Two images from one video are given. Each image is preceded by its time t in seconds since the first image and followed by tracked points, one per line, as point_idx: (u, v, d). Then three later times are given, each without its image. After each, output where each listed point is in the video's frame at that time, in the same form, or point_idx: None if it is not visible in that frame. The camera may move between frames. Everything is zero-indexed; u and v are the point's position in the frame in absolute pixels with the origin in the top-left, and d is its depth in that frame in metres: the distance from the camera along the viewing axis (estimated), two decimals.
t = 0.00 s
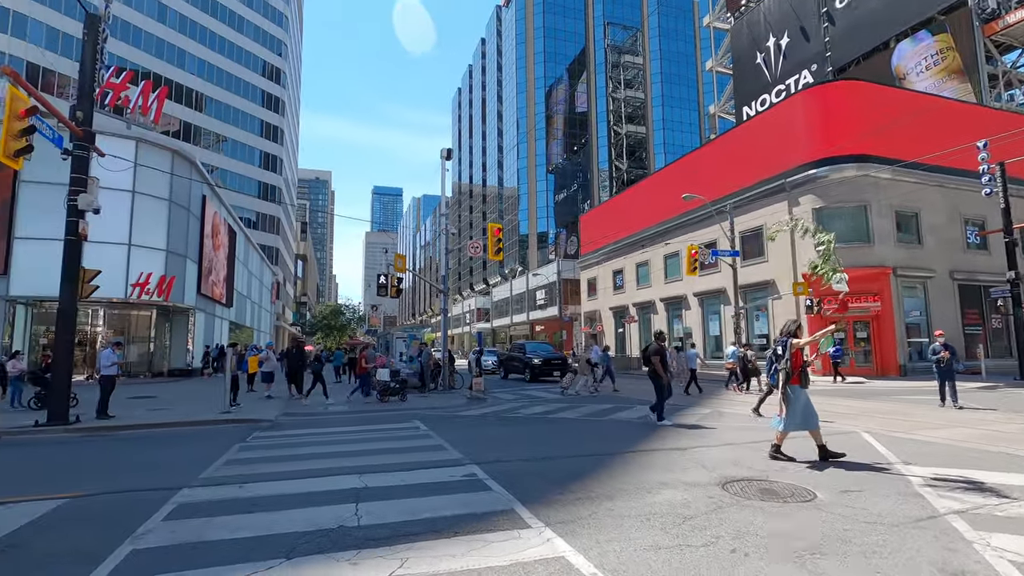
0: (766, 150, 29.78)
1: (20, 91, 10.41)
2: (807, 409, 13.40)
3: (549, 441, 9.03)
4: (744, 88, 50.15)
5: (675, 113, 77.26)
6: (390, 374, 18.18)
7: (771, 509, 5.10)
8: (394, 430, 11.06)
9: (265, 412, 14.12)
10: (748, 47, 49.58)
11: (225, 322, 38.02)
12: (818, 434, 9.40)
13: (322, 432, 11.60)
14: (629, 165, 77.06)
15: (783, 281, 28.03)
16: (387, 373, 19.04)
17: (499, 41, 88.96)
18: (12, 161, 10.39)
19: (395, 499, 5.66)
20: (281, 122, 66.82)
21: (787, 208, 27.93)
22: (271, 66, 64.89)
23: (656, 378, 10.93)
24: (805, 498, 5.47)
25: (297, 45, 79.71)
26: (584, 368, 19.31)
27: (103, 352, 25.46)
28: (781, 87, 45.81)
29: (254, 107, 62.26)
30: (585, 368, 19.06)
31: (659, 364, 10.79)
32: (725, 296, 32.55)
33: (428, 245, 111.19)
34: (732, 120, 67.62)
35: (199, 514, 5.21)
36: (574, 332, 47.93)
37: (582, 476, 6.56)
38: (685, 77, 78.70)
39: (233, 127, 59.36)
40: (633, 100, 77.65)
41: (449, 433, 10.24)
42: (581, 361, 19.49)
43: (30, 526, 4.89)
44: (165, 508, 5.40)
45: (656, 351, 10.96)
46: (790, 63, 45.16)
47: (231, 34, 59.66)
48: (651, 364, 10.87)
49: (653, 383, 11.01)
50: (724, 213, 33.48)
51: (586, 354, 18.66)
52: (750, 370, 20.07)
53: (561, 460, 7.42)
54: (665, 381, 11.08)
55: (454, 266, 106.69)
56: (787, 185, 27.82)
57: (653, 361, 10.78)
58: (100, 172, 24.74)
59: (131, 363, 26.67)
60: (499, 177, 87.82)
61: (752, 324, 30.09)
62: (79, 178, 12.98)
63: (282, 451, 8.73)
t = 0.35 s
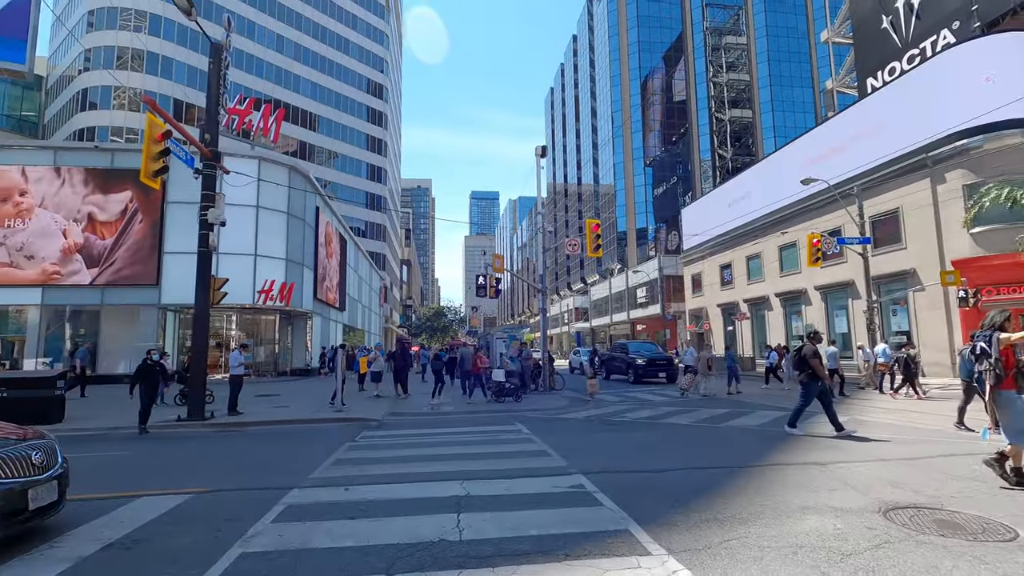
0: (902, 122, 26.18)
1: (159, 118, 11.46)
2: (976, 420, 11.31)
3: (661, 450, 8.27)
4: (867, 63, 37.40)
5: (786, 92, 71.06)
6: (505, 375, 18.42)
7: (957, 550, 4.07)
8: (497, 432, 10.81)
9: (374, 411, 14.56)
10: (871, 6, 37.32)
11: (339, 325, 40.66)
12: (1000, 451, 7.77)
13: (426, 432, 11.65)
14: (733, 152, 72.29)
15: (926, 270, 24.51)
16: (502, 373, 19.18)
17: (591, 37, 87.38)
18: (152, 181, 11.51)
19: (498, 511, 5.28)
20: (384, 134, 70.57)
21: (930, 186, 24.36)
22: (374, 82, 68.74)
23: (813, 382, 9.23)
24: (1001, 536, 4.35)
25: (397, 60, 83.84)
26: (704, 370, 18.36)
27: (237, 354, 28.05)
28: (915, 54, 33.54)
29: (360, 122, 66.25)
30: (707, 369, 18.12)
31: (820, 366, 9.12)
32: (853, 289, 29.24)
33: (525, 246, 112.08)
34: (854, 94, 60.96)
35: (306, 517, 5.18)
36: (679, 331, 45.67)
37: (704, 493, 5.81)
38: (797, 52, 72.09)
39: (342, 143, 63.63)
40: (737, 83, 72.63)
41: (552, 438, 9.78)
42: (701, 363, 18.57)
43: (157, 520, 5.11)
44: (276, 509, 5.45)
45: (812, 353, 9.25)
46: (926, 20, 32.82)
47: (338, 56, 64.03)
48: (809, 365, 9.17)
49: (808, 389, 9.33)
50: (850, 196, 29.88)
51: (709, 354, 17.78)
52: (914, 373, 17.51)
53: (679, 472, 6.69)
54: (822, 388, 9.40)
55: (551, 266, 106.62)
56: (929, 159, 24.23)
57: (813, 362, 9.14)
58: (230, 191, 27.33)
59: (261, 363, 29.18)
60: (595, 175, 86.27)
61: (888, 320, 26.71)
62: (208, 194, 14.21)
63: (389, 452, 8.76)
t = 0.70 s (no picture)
0: (978, 99, 24.01)
1: (198, 114, 11.54)
2: None
3: (721, 454, 7.60)
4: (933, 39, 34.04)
5: (841, 76, 67.31)
6: (563, 374, 18.37)
7: None
8: (541, 431, 10.33)
9: (415, 409, 14.32)
10: None
11: (382, 323, 41.04)
12: None
13: (468, 430, 11.28)
14: (784, 141, 69.23)
15: (1007, 259, 22.43)
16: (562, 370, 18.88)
17: (631, 27, 85.32)
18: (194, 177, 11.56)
19: (545, 521, 4.75)
20: (424, 134, 71.02)
21: (1011, 166, 22.23)
22: (414, 83, 69.46)
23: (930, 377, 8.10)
24: None
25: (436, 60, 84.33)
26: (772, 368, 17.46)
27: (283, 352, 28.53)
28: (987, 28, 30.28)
29: (400, 123, 66.90)
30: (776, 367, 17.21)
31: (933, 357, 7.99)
32: (921, 280, 27.24)
33: (566, 243, 111.11)
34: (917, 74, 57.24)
35: (337, 523, 4.80)
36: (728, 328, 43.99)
37: (778, 506, 5.12)
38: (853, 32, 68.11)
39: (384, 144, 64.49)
40: (787, 68, 69.31)
41: (600, 439, 9.20)
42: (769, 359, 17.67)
43: (183, 524, 4.84)
44: (306, 515, 5.09)
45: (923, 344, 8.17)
46: None
47: (379, 58, 64.91)
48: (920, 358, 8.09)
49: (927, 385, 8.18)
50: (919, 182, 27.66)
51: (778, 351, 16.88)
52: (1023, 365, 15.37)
53: (744, 479, 6.01)
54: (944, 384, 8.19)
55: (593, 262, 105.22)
56: (1009, 137, 22.09)
57: (922, 354, 8.05)
58: (275, 191, 27.80)
59: (309, 361, 29.67)
60: (637, 169, 84.36)
61: (963, 313, 24.71)
62: (250, 191, 14.26)
63: (428, 452, 8.41)
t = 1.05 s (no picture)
0: (1013, 85, 22.86)
1: (199, 107, 11.16)
2: None
3: (753, 462, 6.97)
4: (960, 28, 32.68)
5: (862, 68, 65.43)
6: (596, 373, 17.48)
7: None
8: (555, 435, 9.77)
9: (425, 410, 13.85)
10: None
11: (395, 323, 40.77)
12: None
13: (479, 433, 10.76)
14: (803, 136, 67.85)
15: None
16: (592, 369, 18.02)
17: (645, 23, 84.13)
18: (196, 171, 11.16)
19: (561, 542, 4.19)
20: (437, 133, 70.78)
21: None
22: (426, 83, 69.26)
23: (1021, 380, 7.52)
24: None
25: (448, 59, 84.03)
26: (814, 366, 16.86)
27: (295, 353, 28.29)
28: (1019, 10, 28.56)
29: (413, 122, 66.75)
30: (817, 366, 16.65)
31: None
32: (952, 276, 26.15)
33: (581, 242, 110.22)
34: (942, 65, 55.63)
35: (326, 543, 4.28)
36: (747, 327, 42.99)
37: (826, 525, 4.50)
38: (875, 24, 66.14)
39: (397, 144, 64.33)
40: (806, 62, 67.79)
41: (619, 444, 8.60)
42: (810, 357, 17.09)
43: (155, 543, 4.35)
44: (291, 532, 4.57)
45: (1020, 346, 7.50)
46: None
47: (391, 58, 64.74)
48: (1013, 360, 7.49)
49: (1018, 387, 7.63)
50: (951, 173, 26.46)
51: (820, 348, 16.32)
52: None
53: (783, 491, 5.40)
54: None
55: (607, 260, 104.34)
56: None
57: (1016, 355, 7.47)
58: (286, 190, 27.54)
59: (323, 361, 29.40)
60: (652, 166, 83.38)
61: (998, 309, 23.61)
62: (256, 186, 13.86)
63: (436, 456, 7.91)
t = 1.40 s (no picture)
0: None
1: (199, 98, 10.75)
2: None
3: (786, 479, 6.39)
4: (988, 17, 31.28)
5: (884, 61, 63.81)
6: (626, 375, 16.81)
7: None
8: (570, 441, 9.22)
9: (435, 413, 13.36)
10: None
11: (408, 323, 40.49)
12: None
13: (489, 437, 10.24)
14: (822, 131, 66.41)
15: None
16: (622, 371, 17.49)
17: (660, 19, 83.01)
18: (196, 165, 10.81)
19: (576, 572, 3.65)
20: (450, 133, 70.53)
21: None
22: (439, 82, 69.11)
23: None
24: None
25: (461, 58, 83.68)
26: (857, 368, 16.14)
27: (307, 354, 28.01)
28: None
29: (426, 122, 66.59)
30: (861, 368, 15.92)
31: None
32: (985, 272, 25.07)
33: (595, 241, 109.33)
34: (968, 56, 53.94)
35: (311, 571, 3.80)
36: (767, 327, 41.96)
37: (883, 554, 3.90)
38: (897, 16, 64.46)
39: (410, 144, 64.18)
40: (825, 55, 66.25)
41: (640, 452, 8.04)
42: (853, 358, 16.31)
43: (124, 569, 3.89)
44: (275, 556, 4.09)
45: None
46: None
47: (405, 58, 64.59)
48: None
49: None
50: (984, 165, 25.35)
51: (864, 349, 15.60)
52: None
53: (827, 511, 4.81)
54: None
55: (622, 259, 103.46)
56: None
57: None
58: (297, 189, 27.33)
59: (335, 362, 29.10)
60: (667, 164, 82.38)
61: None
62: (261, 182, 13.51)
63: (443, 465, 7.42)
